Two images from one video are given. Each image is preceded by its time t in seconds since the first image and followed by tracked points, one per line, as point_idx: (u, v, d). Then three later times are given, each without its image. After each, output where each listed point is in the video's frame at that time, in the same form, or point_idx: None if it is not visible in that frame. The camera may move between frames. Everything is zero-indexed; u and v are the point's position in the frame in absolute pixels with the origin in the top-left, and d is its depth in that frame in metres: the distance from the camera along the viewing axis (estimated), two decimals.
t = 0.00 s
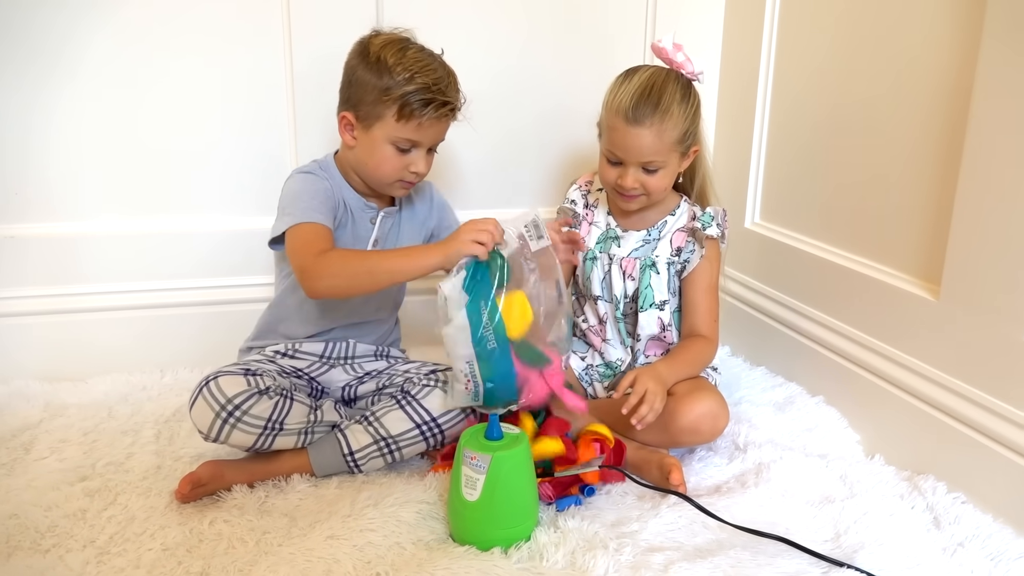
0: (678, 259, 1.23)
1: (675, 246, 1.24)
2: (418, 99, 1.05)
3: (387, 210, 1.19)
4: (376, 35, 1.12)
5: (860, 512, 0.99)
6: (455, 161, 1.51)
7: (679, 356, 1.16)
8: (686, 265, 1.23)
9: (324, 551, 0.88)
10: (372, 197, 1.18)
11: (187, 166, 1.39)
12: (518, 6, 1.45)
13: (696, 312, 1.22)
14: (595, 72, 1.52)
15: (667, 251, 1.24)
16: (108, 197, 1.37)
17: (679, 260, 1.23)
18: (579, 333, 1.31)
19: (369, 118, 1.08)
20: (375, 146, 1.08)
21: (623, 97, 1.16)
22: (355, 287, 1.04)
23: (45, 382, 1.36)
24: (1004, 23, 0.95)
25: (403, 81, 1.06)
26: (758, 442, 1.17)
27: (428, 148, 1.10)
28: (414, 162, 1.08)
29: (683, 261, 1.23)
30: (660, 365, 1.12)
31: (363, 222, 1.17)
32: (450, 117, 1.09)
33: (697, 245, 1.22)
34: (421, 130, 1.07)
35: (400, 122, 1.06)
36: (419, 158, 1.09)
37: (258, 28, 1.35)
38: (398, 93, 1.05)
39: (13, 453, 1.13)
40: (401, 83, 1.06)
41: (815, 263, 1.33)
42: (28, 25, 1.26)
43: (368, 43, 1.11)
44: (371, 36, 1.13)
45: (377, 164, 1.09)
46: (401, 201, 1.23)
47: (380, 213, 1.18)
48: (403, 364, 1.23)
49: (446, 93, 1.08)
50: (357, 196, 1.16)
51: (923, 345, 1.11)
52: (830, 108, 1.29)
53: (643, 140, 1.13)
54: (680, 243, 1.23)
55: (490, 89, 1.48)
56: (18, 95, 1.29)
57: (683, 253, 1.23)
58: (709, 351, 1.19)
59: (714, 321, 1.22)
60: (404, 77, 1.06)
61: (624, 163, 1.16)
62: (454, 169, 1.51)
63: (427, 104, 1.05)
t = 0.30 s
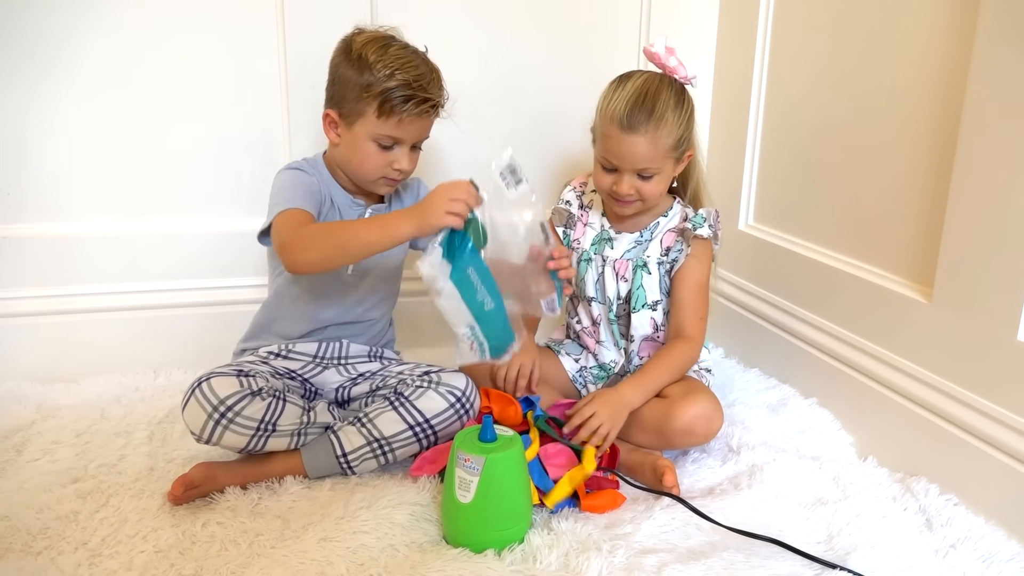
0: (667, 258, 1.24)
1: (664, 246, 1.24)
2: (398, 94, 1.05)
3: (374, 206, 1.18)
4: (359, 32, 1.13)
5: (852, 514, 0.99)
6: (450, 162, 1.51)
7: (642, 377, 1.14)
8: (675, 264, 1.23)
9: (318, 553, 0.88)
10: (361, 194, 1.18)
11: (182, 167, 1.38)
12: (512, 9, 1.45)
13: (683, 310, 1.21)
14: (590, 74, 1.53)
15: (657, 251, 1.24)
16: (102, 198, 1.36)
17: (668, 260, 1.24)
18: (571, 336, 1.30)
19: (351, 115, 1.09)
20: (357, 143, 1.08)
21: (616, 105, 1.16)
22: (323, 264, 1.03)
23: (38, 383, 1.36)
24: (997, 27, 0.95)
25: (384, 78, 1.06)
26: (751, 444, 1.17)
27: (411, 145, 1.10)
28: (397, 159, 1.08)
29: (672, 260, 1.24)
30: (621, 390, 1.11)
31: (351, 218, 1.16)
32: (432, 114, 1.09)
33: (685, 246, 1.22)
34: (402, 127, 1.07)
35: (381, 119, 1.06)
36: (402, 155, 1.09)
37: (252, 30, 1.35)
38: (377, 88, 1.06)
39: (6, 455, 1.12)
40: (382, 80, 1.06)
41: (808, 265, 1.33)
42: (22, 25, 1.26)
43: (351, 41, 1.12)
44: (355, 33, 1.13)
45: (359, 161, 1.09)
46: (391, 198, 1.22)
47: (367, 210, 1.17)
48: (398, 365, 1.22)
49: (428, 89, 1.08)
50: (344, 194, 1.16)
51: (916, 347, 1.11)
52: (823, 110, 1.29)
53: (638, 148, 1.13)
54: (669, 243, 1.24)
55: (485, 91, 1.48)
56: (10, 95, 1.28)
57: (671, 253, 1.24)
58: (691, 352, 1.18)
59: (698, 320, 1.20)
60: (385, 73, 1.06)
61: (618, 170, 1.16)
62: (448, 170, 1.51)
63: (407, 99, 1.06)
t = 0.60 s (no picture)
0: (667, 265, 1.24)
1: (664, 253, 1.24)
2: (354, 88, 1.06)
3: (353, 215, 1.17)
4: (325, 35, 1.14)
5: (850, 520, 0.99)
6: (448, 167, 1.51)
7: (654, 368, 1.16)
8: (674, 271, 1.23)
9: (316, 560, 0.88)
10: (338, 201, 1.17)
11: (180, 172, 1.38)
12: (510, 17, 1.46)
13: (683, 317, 1.22)
14: (587, 81, 1.53)
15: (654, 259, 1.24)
16: (99, 203, 1.36)
17: (668, 267, 1.24)
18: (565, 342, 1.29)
19: (315, 116, 1.09)
20: (322, 142, 1.08)
21: (614, 122, 1.15)
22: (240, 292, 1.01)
23: (34, 389, 1.36)
24: (992, 33, 0.96)
25: (342, 73, 1.06)
26: (749, 450, 1.17)
27: (378, 141, 1.08)
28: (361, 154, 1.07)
29: (672, 267, 1.23)
30: (631, 377, 1.14)
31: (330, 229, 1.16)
32: (394, 107, 1.08)
33: (683, 251, 1.23)
34: (360, 121, 1.06)
35: (339, 114, 1.06)
36: (367, 150, 1.08)
37: (250, 36, 1.35)
38: (334, 85, 1.06)
39: (2, 461, 1.12)
40: (341, 75, 1.07)
41: (805, 271, 1.33)
42: (21, 31, 1.26)
43: (317, 44, 1.13)
44: (322, 37, 1.14)
45: (327, 161, 1.09)
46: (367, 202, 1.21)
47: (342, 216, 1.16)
48: (393, 370, 1.22)
49: (388, 82, 1.08)
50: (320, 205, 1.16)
51: (914, 353, 1.12)
52: (820, 118, 1.29)
53: (637, 167, 1.13)
54: (669, 250, 1.24)
55: (481, 99, 1.48)
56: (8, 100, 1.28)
57: (671, 259, 1.24)
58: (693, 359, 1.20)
59: (701, 329, 1.22)
60: (342, 68, 1.07)
61: (616, 188, 1.16)
62: (445, 177, 1.51)
63: (364, 91, 1.06)
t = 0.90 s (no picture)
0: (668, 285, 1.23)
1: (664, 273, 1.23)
2: (284, 113, 1.05)
3: (315, 218, 1.19)
4: (259, 57, 1.14)
5: (855, 538, 0.99)
6: (452, 179, 1.51)
7: (599, 400, 1.02)
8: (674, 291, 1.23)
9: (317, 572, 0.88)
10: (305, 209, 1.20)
11: (186, 182, 1.39)
12: (515, 31, 1.46)
13: (625, 350, 1.07)
14: (592, 94, 1.53)
15: (618, 298, 1.17)
16: (104, 210, 1.37)
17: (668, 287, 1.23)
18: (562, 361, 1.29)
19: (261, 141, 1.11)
20: (271, 166, 1.10)
21: (562, 143, 1.10)
22: (207, 317, 1.14)
23: (37, 396, 1.35)
24: (997, 53, 0.97)
25: (263, 96, 1.07)
26: (753, 465, 1.16)
27: (320, 160, 1.09)
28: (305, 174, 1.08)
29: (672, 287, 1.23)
30: (577, 417, 0.99)
31: (294, 237, 1.18)
32: (327, 125, 1.07)
33: (638, 289, 1.14)
34: (300, 144, 1.06)
35: (278, 139, 1.07)
36: (308, 169, 1.08)
37: (257, 47, 1.36)
38: (268, 111, 1.07)
39: (4, 469, 1.12)
40: (263, 98, 1.07)
41: (809, 285, 1.33)
42: (30, 40, 1.27)
43: (252, 68, 1.13)
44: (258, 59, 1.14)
45: (278, 184, 1.11)
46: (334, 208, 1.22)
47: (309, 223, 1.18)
48: (389, 372, 1.21)
49: (315, 102, 1.06)
50: (282, 214, 1.18)
51: (919, 368, 1.11)
52: (825, 134, 1.30)
53: (591, 187, 1.06)
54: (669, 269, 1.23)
55: (486, 112, 1.49)
56: (16, 108, 1.29)
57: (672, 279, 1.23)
58: (623, 397, 1.03)
59: (640, 360, 1.07)
60: (264, 92, 1.07)
61: (572, 213, 1.08)
62: (450, 189, 1.51)
63: (294, 114, 1.05)
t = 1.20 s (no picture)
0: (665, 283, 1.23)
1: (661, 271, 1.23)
2: (296, 114, 1.05)
3: (319, 221, 1.18)
4: (269, 58, 1.14)
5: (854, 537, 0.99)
6: (451, 178, 1.51)
7: (593, 398, 1.01)
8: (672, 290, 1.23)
9: (316, 571, 0.88)
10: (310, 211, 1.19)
11: (185, 181, 1.39)
12: (515, 30, 1.46)
13: (621, 346, 1.08)
14: (591, 94, 1.53)
15: (615, 295, 1.17)
16: (103, 209, 1.37)
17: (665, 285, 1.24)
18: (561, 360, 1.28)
19: (271, 142, 1.11)
20: (281, 167, 1.10)
21: (558, 140, 1.10)
22: (208, 318, 1.14)
23: (35, 395, 1.35)
24: (995, 52, 0.97)
25: (277, 97, 1.07)
26: (751, 464, 1.16)
27: (331, 162, 1.09)
28: (318, 176, 1.08)
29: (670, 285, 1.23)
30: (572, 416, 0.99)
31: (298, 239, 1.18)
32: (339, 126, 1.07)
33: (635, 285, 1.14)
34: (312, 146, 1.06)
35: (290, 140, 1.07)
36: (319, 170, 1.08)
37: (256, 46, 1.35)
38: (279, 112, 1.07)
39: (2, 468, 1.12)
40: (276, 100, 1.07)
41: (808, 285, 1.33)
42: (28, 38, 1.27)
43: (261, 69, 1.13)
44: (265, 60, 1.14)
45: (289, 185, 1.11)
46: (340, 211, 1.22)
47: (313, 227, 1.18)
48: (389, 373, 1.22)
49: (327, 103, 1.06)
50: (287, 216, 1.18)
51: (918, 368, 1.11)
52: (824, 134, 1.30)
53: (587, 183, 1.06)
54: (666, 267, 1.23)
55: (485, 111, 1.49)
56: (15, 106, 1.29)
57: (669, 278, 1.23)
58: (619, 391, 1.03)
59: (635, 355, 1.06)
60: (277, 93, 1.07)
61: (569, 209, 1.08)
62: (449, 188, 1.51)
63: (307, 115, 1.05)
